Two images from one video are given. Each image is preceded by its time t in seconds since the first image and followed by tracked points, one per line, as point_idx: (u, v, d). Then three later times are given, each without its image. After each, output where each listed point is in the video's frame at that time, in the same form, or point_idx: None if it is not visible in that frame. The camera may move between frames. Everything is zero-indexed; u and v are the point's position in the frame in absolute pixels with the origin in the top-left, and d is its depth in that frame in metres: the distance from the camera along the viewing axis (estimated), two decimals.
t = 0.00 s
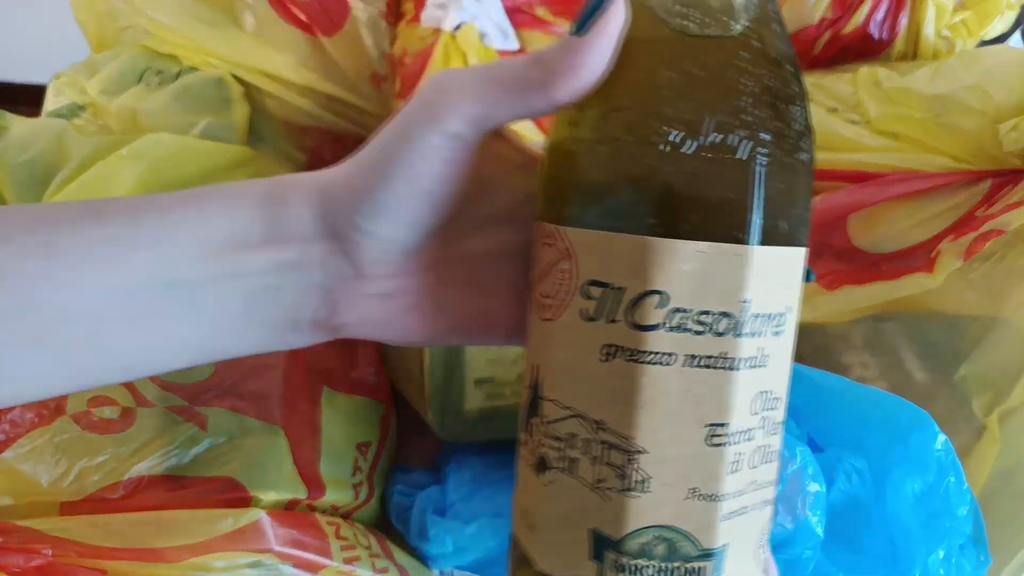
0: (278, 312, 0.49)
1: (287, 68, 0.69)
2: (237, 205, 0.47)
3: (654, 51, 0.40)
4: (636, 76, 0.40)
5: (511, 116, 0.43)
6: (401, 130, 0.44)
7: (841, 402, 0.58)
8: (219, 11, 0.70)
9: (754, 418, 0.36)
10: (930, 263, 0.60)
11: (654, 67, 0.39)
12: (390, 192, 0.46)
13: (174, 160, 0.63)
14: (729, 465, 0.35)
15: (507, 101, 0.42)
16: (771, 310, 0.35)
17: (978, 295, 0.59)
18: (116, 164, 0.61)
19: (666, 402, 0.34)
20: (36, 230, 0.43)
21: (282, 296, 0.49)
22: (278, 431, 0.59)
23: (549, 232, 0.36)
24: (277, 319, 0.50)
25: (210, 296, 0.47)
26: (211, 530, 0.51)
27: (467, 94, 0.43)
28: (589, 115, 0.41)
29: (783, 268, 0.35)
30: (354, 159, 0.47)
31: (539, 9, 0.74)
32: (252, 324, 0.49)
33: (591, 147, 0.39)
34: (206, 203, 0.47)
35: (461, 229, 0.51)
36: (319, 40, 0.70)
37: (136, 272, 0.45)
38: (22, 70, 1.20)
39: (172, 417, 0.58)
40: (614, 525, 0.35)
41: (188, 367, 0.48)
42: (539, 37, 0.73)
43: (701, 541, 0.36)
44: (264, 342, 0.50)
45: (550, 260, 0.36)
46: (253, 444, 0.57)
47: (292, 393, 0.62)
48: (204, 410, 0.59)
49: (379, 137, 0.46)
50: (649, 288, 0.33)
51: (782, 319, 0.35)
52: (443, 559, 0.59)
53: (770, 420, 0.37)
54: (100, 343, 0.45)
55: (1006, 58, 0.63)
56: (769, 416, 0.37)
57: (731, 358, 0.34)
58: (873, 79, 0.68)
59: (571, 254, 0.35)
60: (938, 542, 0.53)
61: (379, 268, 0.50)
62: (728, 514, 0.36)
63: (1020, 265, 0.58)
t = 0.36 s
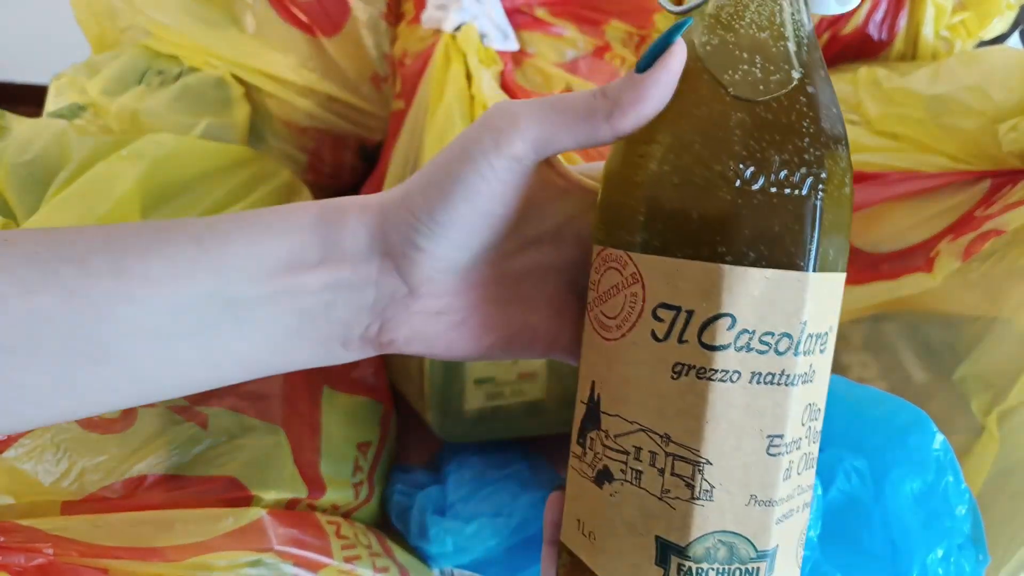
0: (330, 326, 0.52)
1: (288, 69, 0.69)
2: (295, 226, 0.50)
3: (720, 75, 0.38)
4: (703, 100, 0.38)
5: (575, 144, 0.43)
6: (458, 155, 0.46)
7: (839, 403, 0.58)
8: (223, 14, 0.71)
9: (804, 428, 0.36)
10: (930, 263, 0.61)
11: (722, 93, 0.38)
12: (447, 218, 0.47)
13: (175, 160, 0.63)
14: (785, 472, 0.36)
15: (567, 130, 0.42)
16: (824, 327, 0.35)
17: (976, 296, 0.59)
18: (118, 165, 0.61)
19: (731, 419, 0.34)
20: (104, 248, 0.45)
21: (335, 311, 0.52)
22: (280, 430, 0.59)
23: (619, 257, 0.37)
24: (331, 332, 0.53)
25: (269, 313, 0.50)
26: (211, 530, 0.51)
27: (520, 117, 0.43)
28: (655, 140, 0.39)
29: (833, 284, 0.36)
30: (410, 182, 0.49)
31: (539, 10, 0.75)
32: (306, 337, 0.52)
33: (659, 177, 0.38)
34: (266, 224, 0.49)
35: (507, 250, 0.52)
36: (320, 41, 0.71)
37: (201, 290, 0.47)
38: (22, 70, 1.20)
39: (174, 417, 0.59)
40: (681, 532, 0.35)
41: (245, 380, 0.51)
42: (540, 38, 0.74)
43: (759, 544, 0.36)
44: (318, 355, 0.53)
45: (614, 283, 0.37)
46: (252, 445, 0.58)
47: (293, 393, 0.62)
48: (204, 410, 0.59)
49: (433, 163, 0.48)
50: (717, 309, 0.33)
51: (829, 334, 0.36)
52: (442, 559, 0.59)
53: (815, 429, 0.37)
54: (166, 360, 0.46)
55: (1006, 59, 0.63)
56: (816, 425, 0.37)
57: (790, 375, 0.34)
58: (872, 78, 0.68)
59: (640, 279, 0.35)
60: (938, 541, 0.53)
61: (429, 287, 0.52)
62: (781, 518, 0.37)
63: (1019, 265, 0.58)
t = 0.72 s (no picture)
0: (348, 338, 0.52)
1: (288, 69, 0.69)
2: (314, 238, 0.49)
3: (746, 98, 0.39)
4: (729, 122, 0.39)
5: (604, 162, 0.43)
6: (488, 170, 0.46)
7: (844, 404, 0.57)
8: (224, 15, 0.72)
9: (824, 446, 0.36)
10: (929, 263, 0.61)
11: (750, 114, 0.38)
12: (473, 231, 0.48)
13: (175, 161, 0.63)
14: (807, 490, 0.36)
15: (598, 149, 0.43)
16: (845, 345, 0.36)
17: (974, 295, 0.59)
18: (118, 165, 0.61)
19: (756, 435, 0.34)
20: (119, 259, 0.43)
21: (354, 324, 0.52)
22: (280, 431, 0.59)
23: (646, 272, 0.36)
24: (349, 346, 0.53)
25: (290, 325, 0.49)
26: (211, 530, 0.51)
27: (553, 137, 0.44)
28: (681, 159, 0.40)
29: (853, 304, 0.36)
30: (434, 195, 0.49)
31: (539, 10, 0.75)
32: (324, 350, 0.51)
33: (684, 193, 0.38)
34: (286, 236, 0.49)
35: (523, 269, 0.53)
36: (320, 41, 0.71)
37: (221, 302, 0.46)
38: (21, 69, 1.20)
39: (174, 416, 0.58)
40: (706, 550, 0.35)
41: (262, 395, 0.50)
42: (539, 38, 0.74)
43: (782, 562, 0.36)
44: (335, 368, 0.53)
45: (639, 299, 0.37)
46: (252, 445, 0.58)
47: (294, 393, 0.62)
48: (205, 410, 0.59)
49: (458, 178, 0.48)
50: (748, 324, 0.33)
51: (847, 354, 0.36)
52: (443, 558, 0.59)
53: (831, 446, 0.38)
54: (186, 373, 0.45)
55: (1003, 60, 0.63)
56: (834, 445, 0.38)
57: (813, 392, 0.35)
58: (871, 79, 0.68)
59: (668, 294, 0.35)
60: (938, 542, 0.53)
61: (448, 301, 0.52)
62: (802, 536, 0.36)
63: (1019, 264, 0.58)
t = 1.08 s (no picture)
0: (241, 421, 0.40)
1: (289, 69, 0.70)
2: (207, 308, 0.36)
3: (779, 268, 0.36)
4: (749, 274, 0.36)
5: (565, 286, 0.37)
6: (439, 260, 0.35)
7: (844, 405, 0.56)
8: (225, 15, 0.72)
9: None
10: (929, 263, 0.62)
11: (775, 282, 0.36)
12: (397, 332, 0.35)
13: (175, 162, 0.64)
14: None
15: (566, 263, 0.35)
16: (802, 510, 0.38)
17: (974, 294, 0.59)
18: (118, 167, 0.61)
19: None
20: None
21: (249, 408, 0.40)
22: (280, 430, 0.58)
23: (636, 441, 0.36)
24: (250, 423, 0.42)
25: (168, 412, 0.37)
26: (212, 529, 0.52)
27: (519, 238, 0.35)
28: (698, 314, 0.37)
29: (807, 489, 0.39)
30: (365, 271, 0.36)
31: (539, 10, 0.75)
32: (216, 429, 0.40)
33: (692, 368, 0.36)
34: (169, 302, 0.35)
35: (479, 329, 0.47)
36: (320, 41, 0.71)
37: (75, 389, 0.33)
38: (24, 70, 1.21)
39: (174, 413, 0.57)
40: None
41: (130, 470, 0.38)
42: (540, 39, 0.74)
43: None
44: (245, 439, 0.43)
45: (620, 466, 0.36)
46: (254, 445, 0.57)
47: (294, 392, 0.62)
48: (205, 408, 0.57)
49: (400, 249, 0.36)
50: (736, 523, 0.35)
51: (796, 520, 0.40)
52: (443, 558, 0.60)
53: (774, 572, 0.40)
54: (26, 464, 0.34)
55: (1004, 58, 0.63)
56: None
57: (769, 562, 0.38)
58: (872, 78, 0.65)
59: (658, 475, 0.35)
60: (936, 540, 0.54)
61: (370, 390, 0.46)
62: None
63: (1018, 264, 0.58)
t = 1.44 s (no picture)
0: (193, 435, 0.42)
1: (290, 70, 0.70)
2: (143, 325, 0.36)
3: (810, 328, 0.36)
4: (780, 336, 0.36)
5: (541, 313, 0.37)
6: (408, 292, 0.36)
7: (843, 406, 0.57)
8: (227, 17, 0.72)
9: None
10: (926, 263, 0.62)
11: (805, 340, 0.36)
12: (353, 351, 0.37)
13: (176, 162, 0.64)
14: None
15: (547, 294, 0.36)
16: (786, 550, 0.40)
17: (972, 295, 0.60)
18: (120, 167, 0.61)
19: None
20: None
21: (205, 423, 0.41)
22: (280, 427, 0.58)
23: (660, 505, 0.35)
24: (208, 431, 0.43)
25: (119, 425, 0.38)
26: (212, 529, 0.52)
27: (494, 274, 0.36)
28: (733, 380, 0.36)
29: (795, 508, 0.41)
30: (322, 295, 0.37)
31: (539, 12, 0.76)
32: (168, 440, 0.41)
33: (710, 423, 0.36)
34: (109, 323, 0.36)
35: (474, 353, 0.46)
36: (321, 42, 0.72)
37: (22, 410, 0.35)
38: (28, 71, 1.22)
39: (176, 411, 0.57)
40: None
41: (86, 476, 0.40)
42: (539, 41, 0.74)
43: None
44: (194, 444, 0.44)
45: (643, 526, 0.36)
46: (255, 444, 0.57)
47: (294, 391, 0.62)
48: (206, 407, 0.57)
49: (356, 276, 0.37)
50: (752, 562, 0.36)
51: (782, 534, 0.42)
52: (443, 555, 0.61)
53: None
54: None
55: (1002, 59, 0.63)
56: None
57: None
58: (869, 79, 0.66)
59: (684, 538, 0.35)
60: (934, 539, 0.54)
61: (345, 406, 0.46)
62: None
63: (1017, 265, 0.58)
